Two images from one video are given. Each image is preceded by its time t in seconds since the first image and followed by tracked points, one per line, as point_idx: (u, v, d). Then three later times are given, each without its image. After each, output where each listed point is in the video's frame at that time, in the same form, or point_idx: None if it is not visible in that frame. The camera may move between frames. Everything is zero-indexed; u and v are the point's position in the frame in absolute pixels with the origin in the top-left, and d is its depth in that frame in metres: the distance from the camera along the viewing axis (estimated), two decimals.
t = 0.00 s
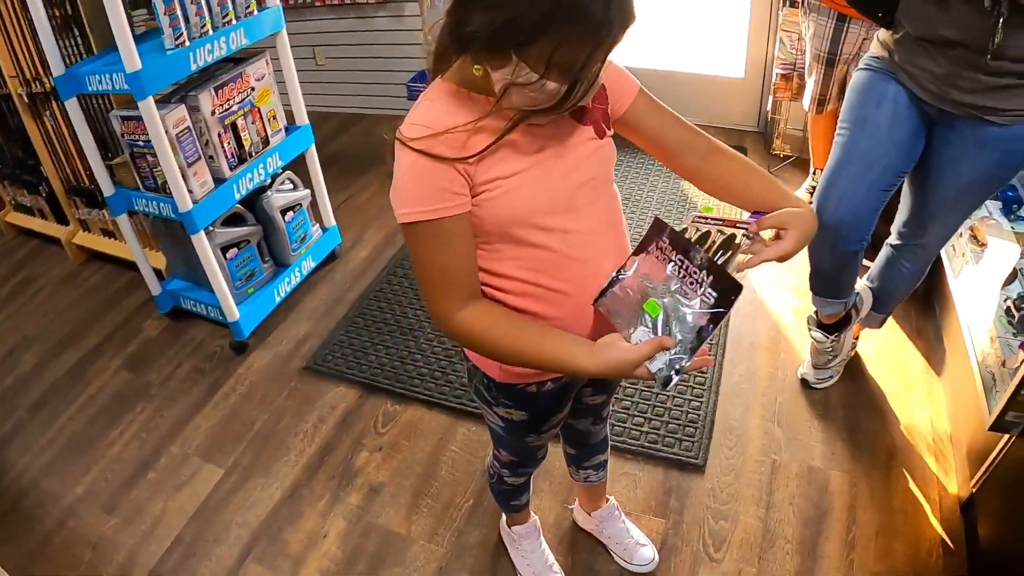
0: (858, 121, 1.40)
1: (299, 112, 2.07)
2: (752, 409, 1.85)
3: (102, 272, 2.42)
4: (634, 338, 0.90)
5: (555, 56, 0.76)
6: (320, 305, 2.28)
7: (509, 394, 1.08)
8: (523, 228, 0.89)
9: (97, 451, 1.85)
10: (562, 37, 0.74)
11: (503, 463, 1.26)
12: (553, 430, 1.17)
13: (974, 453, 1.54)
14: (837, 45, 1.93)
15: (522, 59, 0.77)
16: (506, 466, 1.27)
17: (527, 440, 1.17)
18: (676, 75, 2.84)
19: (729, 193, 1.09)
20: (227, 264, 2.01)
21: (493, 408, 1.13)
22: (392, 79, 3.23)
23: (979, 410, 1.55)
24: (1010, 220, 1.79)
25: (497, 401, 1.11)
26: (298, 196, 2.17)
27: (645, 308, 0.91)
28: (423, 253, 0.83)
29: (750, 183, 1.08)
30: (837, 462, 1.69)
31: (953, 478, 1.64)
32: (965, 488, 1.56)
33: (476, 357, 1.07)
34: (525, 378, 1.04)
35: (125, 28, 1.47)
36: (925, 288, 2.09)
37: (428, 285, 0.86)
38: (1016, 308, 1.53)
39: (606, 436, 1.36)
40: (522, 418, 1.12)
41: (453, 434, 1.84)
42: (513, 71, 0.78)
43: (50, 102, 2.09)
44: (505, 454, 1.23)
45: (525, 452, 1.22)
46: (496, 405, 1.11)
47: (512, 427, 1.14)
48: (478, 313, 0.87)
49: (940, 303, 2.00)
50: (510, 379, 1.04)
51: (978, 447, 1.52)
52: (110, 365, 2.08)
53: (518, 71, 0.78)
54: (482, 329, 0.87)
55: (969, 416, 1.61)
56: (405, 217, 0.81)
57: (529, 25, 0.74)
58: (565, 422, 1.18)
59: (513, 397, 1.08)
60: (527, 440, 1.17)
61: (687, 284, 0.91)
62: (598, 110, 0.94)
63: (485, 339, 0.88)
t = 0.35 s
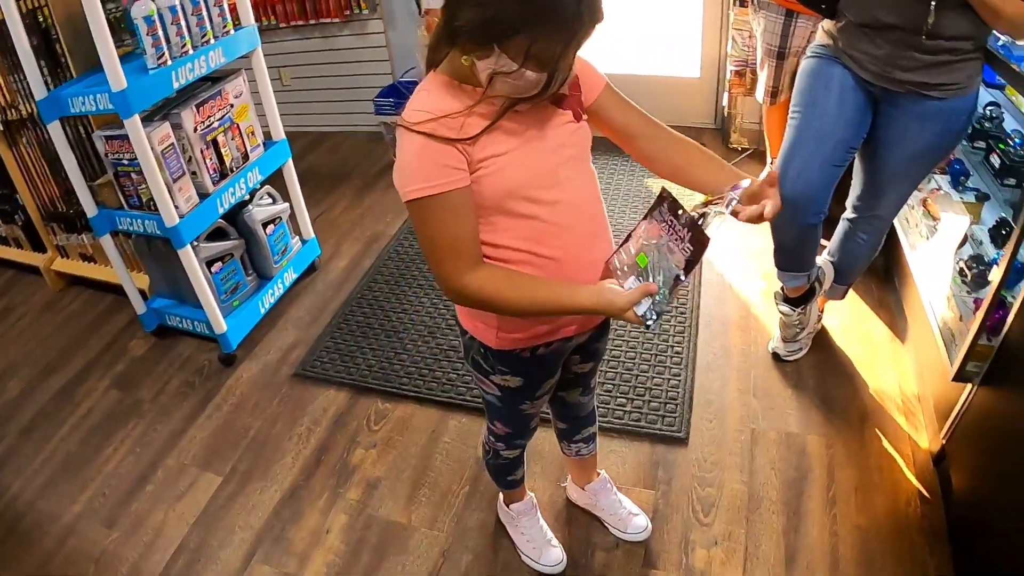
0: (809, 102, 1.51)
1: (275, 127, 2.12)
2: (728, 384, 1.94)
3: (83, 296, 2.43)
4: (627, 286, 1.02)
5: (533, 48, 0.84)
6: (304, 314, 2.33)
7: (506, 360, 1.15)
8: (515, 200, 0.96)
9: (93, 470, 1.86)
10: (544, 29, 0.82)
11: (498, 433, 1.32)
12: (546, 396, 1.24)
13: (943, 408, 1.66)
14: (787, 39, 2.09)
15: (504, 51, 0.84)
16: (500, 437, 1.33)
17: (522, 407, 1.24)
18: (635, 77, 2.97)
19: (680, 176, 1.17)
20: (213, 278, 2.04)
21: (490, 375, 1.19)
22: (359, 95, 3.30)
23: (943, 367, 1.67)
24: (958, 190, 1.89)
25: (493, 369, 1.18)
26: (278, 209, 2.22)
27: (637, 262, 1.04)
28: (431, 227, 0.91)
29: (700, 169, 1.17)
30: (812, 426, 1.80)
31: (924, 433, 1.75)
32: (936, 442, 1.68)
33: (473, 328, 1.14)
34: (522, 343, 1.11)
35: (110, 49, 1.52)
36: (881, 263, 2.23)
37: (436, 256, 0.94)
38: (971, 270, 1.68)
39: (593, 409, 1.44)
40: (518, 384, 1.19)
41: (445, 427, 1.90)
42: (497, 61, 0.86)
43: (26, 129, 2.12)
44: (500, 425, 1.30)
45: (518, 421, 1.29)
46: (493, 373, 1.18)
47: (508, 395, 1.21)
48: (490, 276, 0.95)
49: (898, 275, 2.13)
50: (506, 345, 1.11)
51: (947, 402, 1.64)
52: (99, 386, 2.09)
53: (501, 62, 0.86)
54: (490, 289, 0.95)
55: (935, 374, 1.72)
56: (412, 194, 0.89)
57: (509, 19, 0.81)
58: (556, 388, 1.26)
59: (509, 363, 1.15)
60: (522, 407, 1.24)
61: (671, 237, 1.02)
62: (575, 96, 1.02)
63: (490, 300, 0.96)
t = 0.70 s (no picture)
0: (766, 77, 1.57)
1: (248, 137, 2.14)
2: (708, 356, 2.01)
3: (61, 321, 2.41)
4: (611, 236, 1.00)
5: (499, 26, 0.89)
6: (285, 321, 2.33)
7: (498, 329, 1.18)
8: (500, 169, 1.00)
9: (84, 488, 1.84)
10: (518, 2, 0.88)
11: (491, 406, 1.35)
12: (537, 365, 1.27)
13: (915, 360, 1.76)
14: (740, 24, 2.20)
15: (474, 28, 0.89)
16: (493, 410, 1.36)
17: (515, 376, 1.27)
18: (595, 74, 3.07)
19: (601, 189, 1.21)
20: (193, 288, 2.05)
21: (483, 347, 1.22)
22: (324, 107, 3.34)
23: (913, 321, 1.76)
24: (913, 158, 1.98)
25: (486, 340, 1.20)
26: (254, 218, 2.23)
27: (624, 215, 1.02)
28: (423, 199, 0.95)
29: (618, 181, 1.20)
30: (791, 390, 1.87)
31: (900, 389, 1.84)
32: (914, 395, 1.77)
33: (465, 300, 1.18)
34: (513, 310, 1.15)
35: (85, 63, 1.53)
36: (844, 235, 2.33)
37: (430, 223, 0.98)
38: (931, 227, 1.74)
39: (582, 381, 1.48)
40: (510, 353, 1.22)
41: (435, 417, 1.92)
42: (468, 40, 0.90)
43: None
44: (494, 401, 1.34)
45: (510, 392, 1.32)
46: (485, 344, 1.21)
47: (501, 364, 1.24)
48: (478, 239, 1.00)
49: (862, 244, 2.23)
50: (498, 315, 1.15)
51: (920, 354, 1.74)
52: (85, 406, 2.07)
53: (473, 40, 0.91)
54: (481, 253, 1.00)
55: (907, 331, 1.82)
56: (402, 167, 0.93)
57: None
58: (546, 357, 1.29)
59: (502, 333, 1.18)
60: (515, 377, 1.27)
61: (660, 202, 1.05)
62: (549, 74, 1.07)
63: (485, 262, 1.01)
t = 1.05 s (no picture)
0: (734, 76, 1.60)
1: (209, 158, 2.10)
2: (686, 355, 2.03)
3: (24, 355, 2.32)
4: (601, 250, 0.97)
5: (481, 42, 0.88)
6: (258, 344, 2.29)
7: (487, 346, 1.16)
8: (488, 186, 0.99)
9: (61, 528, 1.76)
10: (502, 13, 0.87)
11: (479, 422, 1.34)
12: (526, 379, 1.27)
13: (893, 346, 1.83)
14: (699, 24, 2.28)
15: (455, 46, 0.88)
16: (482, 427, 1.35)
17: (505, 391, 1.26)
18: (554, 79, 3.10)
19: (577, 186, 1.16)
20: (163, 316, 1.99)
21: (472, 364, 1.20)
22: (284, 124, 3.31)
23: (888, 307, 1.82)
24: (874, 148, 2.07)
25: (476, 357, 1.19)
26: (220, 241, 2.18)
27: (621, 234, 0.98)
28: (413, 216, 0.94)
29: (595, 176, 1.15)
30: (771, 384, 1.91)
31: (876, 375, 1.91)
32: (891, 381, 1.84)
33: (452, 319, 1.16)
34: (501, 327, 1.14)
35: (45, 89, 1.47)
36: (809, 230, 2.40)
37: (417, 243, 0.96)
38: (900, 217, 1.79)
39: (567, 389, 1.45)
40: (500, 369, 1.21)
41: (418, 433, 1.89)
42: (450, 57, 0.89)
43: None
44: (482, 416, 1.32)
45: (499, 406, 1.30)
46: (475, 361, 1.19)
47: (490, 380, 1.23)
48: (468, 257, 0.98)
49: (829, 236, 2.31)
50: (487, 332, 1.14)
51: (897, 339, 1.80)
52: (57, 443, 1.99)
53: (454, 57, 0.89)
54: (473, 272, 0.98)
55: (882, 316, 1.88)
56: (387, 189, 0.92)
57: (459, 13, 0.85)
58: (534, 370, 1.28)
59: (492, 349, 1.17)
60: (504, 391, 1.26)
61: (664, 229, 1.01)
62: (531, 86, 1.06)
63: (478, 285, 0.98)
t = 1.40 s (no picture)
0: (728, 72, 1.56)
1: (167, 175, 1.96)
2: (681, 360, 1.98)
3: None
4: (632, 297, 0.86)
5: (490, 44, 0.77)
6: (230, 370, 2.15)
7: (502, 380, 1.08)
8: (506, 208, 0.91)
9: None
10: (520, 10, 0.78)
11: (484, 458, 1.24)
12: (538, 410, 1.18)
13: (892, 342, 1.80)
14: (675, 18, 2.28)
15: (462, 46, 0.78)
16: (487, 462, 1.25)
17: (516, 425, 1.18)
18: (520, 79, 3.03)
19: (595, 194, 1.09)
20: (127, 347, 1.84)
21: (483, 399, 1.12)
22: (241, 133, 3.16)
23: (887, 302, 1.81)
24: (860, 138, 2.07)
25: (487, 391, 1.11)
26: (184, 262, 2.04)
27: (659, 279, 0.87)
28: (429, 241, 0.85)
29: (613, 182, 1.09)
30: (772, 386, 1.86)
31: (874, 370, 1.88)
32: (891, 374, 1.81)
33: (462, 351, 1.06)
34: (517, 361, 1.05)
35: None
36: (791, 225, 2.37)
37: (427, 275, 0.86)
38: (897, 210, 1.81)
39: (575, 411, 1.36)
40: (513, 403, 1.13)
41: (409, 459, 1.79)
42: (455, 59, 0.79)
43: None
44: (488, 447, 1.22)
45: (506, 440, 1.21)
46: (486, 395, 1.11)
47: (502, 414, 1.15)
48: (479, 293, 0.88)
49: (815, 230, 2.29)
50: (501, 365, 1.05)
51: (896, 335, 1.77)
52: (20, 488, 1.82)
53: (461, 60, 0.79)
54: (485, 309, 0.88)
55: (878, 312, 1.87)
56: (396, 215, 0.82)
57: (464, 13, 0.74)
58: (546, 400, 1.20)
59: (505, 383, 1.09)
60: (516, 425, 1.18)
61: (707, 285, 0.86)
62: (548, 92, 0.98)
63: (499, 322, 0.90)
